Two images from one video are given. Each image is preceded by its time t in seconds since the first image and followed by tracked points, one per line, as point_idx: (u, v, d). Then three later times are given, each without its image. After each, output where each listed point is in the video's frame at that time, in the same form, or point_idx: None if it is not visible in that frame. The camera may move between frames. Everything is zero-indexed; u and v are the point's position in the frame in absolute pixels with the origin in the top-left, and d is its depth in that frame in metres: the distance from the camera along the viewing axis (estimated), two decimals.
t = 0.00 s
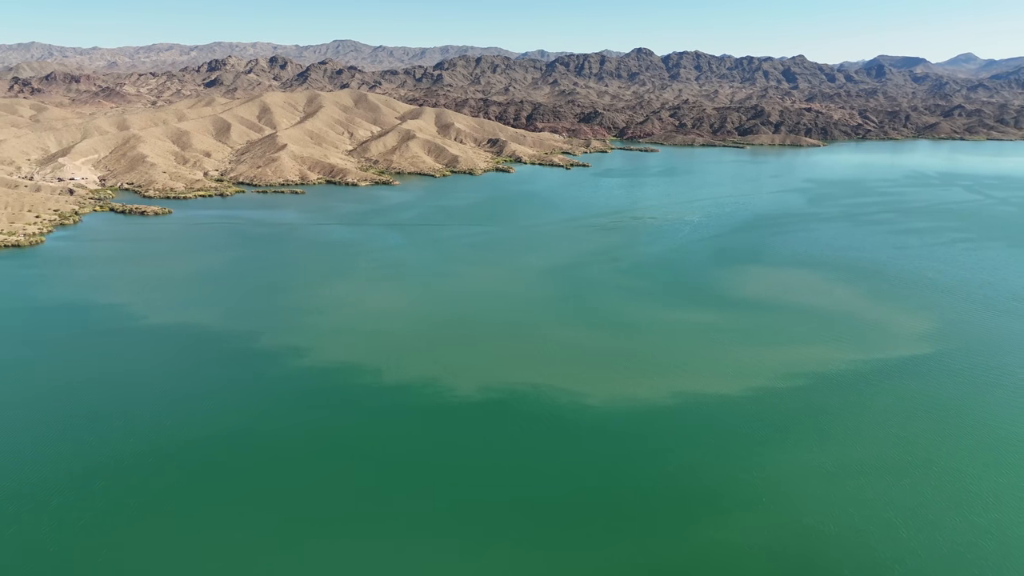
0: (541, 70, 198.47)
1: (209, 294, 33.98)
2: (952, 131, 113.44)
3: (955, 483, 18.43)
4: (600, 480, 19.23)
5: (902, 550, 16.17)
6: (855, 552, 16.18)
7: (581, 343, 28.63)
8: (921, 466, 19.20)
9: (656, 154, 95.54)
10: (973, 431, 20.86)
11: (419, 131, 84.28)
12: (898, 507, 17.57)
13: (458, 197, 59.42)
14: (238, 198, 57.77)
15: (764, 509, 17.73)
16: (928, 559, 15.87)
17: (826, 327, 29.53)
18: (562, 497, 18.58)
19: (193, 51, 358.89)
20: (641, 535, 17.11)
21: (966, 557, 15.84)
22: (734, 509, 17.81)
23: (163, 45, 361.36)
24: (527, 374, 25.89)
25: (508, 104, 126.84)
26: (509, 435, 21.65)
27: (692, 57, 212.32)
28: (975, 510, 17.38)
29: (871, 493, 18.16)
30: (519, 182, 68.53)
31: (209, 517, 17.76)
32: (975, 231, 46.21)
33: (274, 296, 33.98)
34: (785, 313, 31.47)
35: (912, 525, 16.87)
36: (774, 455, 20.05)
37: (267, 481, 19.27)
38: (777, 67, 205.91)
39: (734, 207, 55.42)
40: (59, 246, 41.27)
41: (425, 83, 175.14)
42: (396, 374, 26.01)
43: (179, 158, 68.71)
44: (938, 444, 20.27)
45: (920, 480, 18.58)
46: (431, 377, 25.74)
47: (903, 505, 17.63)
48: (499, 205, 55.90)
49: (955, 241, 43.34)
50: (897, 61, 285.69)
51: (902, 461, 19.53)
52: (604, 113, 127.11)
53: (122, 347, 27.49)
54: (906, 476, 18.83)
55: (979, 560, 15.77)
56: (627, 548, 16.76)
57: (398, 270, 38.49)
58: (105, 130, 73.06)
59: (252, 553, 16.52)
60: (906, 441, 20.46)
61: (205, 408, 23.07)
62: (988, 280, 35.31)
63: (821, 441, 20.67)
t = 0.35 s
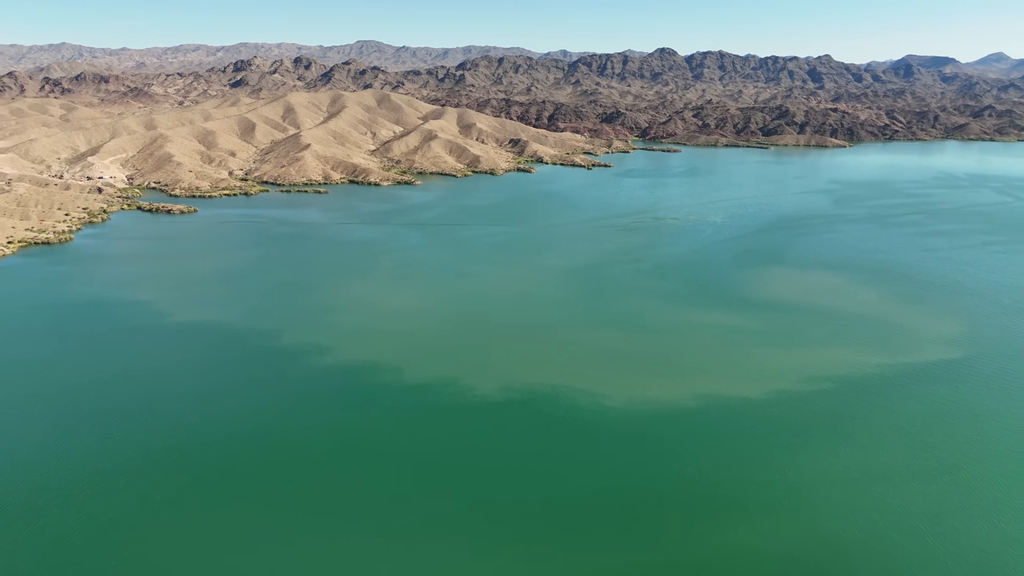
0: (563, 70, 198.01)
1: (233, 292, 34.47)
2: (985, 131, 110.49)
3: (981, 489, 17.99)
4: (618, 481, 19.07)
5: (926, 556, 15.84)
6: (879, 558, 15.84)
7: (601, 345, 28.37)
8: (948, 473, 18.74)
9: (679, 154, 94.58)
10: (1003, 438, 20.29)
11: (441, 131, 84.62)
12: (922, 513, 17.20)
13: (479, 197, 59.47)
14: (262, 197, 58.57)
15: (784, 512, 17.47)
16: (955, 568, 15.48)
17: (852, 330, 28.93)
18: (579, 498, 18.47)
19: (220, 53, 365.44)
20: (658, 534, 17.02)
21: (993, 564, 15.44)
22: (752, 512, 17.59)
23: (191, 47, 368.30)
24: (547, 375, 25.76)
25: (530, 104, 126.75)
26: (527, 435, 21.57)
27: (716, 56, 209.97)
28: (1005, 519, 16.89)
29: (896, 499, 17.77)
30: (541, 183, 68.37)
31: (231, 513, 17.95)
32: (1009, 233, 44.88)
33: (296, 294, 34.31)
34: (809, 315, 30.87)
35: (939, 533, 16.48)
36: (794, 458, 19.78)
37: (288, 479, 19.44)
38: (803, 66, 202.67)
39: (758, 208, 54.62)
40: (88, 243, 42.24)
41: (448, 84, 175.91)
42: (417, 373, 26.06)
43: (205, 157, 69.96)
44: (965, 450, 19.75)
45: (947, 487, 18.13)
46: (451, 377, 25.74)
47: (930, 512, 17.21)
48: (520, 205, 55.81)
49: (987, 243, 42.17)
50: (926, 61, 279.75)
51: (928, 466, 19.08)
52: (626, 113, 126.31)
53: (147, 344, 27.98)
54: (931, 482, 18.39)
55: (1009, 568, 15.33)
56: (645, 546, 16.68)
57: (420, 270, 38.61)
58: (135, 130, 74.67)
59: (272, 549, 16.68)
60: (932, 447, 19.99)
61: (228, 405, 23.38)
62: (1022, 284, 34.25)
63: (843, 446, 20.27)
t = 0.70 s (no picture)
0: (586, 70, 197.32)
1: (257, 290, 34.96)
2: (1019, 132, 107.40)
3: (1013, 497, 17.50)
4: (638, 483, 18.88)
5: (954, 565, 15.46)
6: (905, 565, 15.53)
7: (622, 346, 28.12)
8: (975, 479, 18.31)
9: (702, 154, 93.57)
10: None
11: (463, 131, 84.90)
12: (949, 519, 16.85)
13: (501, 197, 59.48)
14: (286, 196, 59.34)
15: (807, 517, 17.15)
16: None
17: (877, 333, 28.33)
18: (599, 500, 18.28)
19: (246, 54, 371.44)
20: (677, 537, 16.83)
21: None
22: (774, 516, 17.30)
23: (218, 48, 374.72)
24: (568, 376, 25.60)
25: (552, 104, 126.47)
26: (547, 436, 21.45)
27: (741, 56, 207.31)
28: None
29: (921, 505, 17.40)
30: (562, 183, 68.13)
31: (254, 509, 18.15)
32: None
33: (319, 293, 34.65)
34: (834, 318, 30.25)
35: (968, 541, 16.11)
36: (818, 462, 19.38)
37: (310, 476, 19.58)
38: (829, 66, 199.11)
39: (783, 209, 53.75)
40: (117, 242, 43.17)
41: (470, 84, 176.47)
42: (438, 372, 26.10)
43: (230, 157, 71.11)
44: (992, 456, 19.29)
45: (975, 494, 17.70)
46: (473, 377, 25.73)
47: (957, 519, 16.81)
48: (542, 206, 55.63)
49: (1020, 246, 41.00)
50: (957, 61, 273.21)
51: (955, 473, 18.62)
52: (649, 113, 125.36)
53: (174, 341, 28.50)
54: (959, 489, 17.97)
55: None
56: (665, 548, 16.52)
57: (441, 270, 38.71)
58: (162, 130, 76.19)
59: (295, 545, 16.86)
60: (958, 453, 19.54)
61: (252, 402, 23.69)
62: None
63: (868, 450, 19.87)
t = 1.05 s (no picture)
0: (609, 70, 196.43)
1: (280, 288, 35.38)
2: None
3: None
4: (659, 485, 18.66)
5: None
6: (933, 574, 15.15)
7: (643, 347, 27.82)
8: (1007, 488, 17.81)
9: (727, 155, 92.33)
10: None
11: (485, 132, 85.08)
12: (980, 529, 16.42)
13: (522, 197, 59.42)
14: (309, 195, 60.03)
15: (832, 524, 16.78)
16: None
17: (905, 337, 27.66)
18: (621, 503, 18.06)
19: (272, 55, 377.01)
20: (697, 541, 16.59)
21: None
22: (798, 522, 16.94)
23: (245, 49, 381.13)
24: (588, 377, 25.42)
25: (575, 104, 126.08)
26: (566, 437, 21.31)
27: (767, 56, 204.47)
28: None
29: (951, 514, 16.97)
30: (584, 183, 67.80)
31: (274, 507, 18.29)
32: None
33: (341, 292, 34.95)
34: (861, 321, 29.58)
35: (999, 551, 15.69)
36: (843, 468, 18.97)
37: (331, 473, 19.73)
38: (857, 65, 195.36)
39: (808, 211, 52.81)
40: (145, 240, 44.07)
41: (492, 85, 176.91)
42: (458, 372, 26.09)
43: (255, 157, 72.20)
44: None
45: (1006, 503, 17.23)
46: (493, 376, 25.67)
47: (988, 528, 16.37)
48: (563, 206, 55.42)
49: None
50: (989, 60, 266.57)
51: (986, 481, 18.14)
52: (673, 113, 124.21)
53: (198, 338, 28.98)
54: (989, 497, 17.51)
55: None
56: (686, 552, 16.29)
57: (462, 269, 38.75)
58: (189, 129, 77.67)
59: (316, 541, 17.00)
60: (988, 460, 19.02)
61: (274, 399, 23.94)
62: None
63: (895, 456, 19.42)
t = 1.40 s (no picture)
0: (631, 70, 195.23)
1: (302, 286, 35.76)
2: None
3: None
4: (679, 487, 18.42)
5: None
6: None
7: (664, 349, 27.49)
8: None
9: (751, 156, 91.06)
10: None
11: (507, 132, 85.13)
12: (1010, 537, 15.96)
13: (544, 197, 59.28)
14: (332, 195, 60.65)
15: (855, 530, 16.46)
16: None
17: (933, 341, 26.95)
18: (640, 505, 17.86)
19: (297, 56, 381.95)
20: (715, 544, 16.40)
21: None
22: (820, 527, 16.63)
23: (271, 51, 386.93)
24: (609, 378, 25.19)
25: (597, 104, 125.49)
26: (586, 437, 21.18)
27: (792, 55, 201.39)
28: None
29: (979, 522, 16.51)
30: (606, 183, 67.37)
31: (296, 503, 18.51)
32: None
33: (362, 291, 35.19)
34: (888, 324, 28.90)
35: None
36: (868, 473, 18.57)
37: (352, 470, 19.86)
38: (885, 65, 191.49)
39: (834, 212, 51.81)
40: (172, 238, 44.90)
41: (514, 85, 177.04)
42: (478, 372, 26.07)
43: (279, 156, 73.17)
44: None
45: None
46: (513, 377, 25.60)
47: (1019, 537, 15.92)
48: (584, 206, 55.12)
49: None
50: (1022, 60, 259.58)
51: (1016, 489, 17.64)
52: (697, 113, 122.90)
53: (222, 335, 29.40)
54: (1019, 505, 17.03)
55: None
56: (706, 555, 16.08)
57: (483, 269, 38.75)
58: (214, 129, 79.09)
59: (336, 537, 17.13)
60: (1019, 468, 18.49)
61: (296, 397, 24.18)
62: None
63: (922, 461, 18.94)
